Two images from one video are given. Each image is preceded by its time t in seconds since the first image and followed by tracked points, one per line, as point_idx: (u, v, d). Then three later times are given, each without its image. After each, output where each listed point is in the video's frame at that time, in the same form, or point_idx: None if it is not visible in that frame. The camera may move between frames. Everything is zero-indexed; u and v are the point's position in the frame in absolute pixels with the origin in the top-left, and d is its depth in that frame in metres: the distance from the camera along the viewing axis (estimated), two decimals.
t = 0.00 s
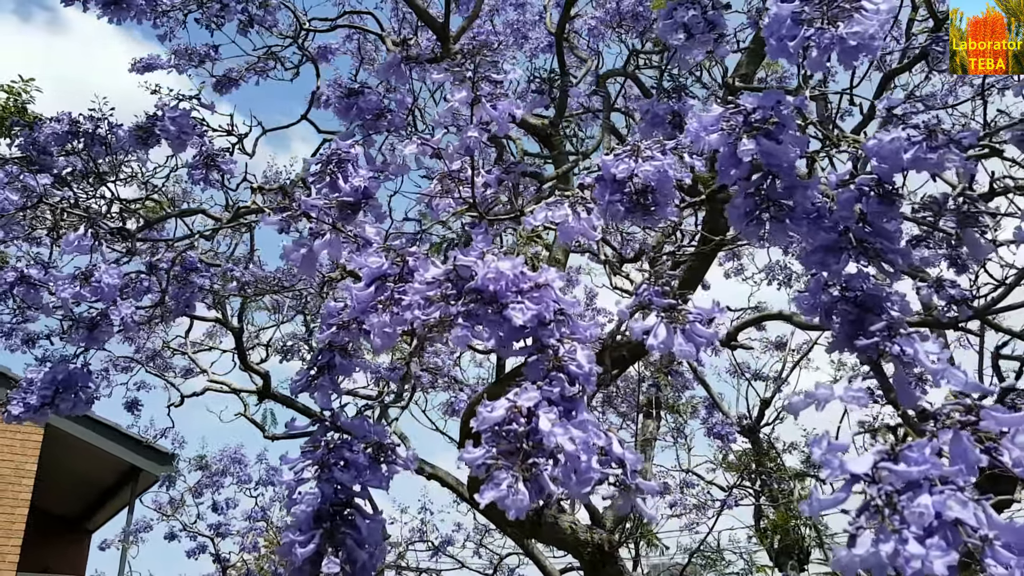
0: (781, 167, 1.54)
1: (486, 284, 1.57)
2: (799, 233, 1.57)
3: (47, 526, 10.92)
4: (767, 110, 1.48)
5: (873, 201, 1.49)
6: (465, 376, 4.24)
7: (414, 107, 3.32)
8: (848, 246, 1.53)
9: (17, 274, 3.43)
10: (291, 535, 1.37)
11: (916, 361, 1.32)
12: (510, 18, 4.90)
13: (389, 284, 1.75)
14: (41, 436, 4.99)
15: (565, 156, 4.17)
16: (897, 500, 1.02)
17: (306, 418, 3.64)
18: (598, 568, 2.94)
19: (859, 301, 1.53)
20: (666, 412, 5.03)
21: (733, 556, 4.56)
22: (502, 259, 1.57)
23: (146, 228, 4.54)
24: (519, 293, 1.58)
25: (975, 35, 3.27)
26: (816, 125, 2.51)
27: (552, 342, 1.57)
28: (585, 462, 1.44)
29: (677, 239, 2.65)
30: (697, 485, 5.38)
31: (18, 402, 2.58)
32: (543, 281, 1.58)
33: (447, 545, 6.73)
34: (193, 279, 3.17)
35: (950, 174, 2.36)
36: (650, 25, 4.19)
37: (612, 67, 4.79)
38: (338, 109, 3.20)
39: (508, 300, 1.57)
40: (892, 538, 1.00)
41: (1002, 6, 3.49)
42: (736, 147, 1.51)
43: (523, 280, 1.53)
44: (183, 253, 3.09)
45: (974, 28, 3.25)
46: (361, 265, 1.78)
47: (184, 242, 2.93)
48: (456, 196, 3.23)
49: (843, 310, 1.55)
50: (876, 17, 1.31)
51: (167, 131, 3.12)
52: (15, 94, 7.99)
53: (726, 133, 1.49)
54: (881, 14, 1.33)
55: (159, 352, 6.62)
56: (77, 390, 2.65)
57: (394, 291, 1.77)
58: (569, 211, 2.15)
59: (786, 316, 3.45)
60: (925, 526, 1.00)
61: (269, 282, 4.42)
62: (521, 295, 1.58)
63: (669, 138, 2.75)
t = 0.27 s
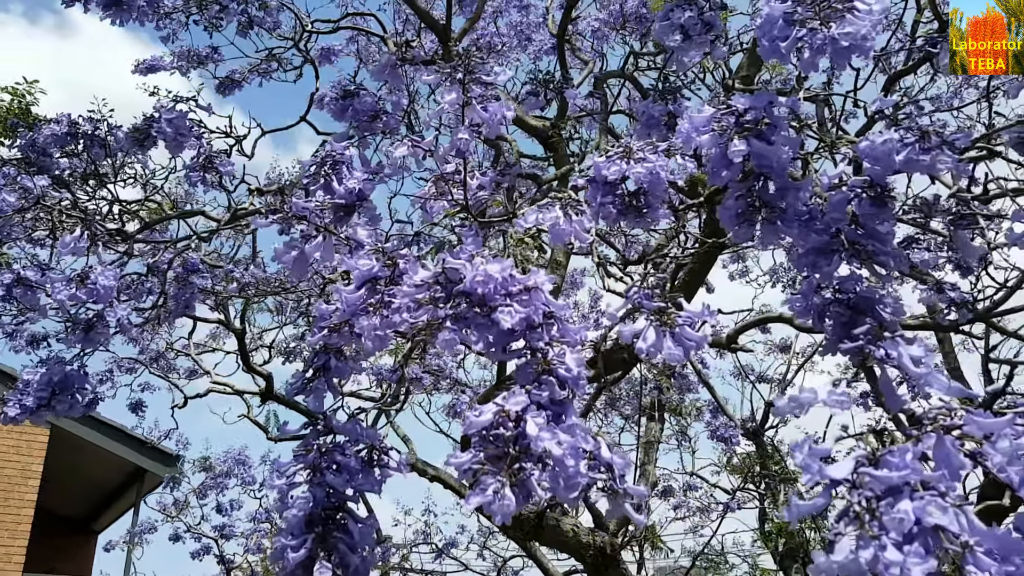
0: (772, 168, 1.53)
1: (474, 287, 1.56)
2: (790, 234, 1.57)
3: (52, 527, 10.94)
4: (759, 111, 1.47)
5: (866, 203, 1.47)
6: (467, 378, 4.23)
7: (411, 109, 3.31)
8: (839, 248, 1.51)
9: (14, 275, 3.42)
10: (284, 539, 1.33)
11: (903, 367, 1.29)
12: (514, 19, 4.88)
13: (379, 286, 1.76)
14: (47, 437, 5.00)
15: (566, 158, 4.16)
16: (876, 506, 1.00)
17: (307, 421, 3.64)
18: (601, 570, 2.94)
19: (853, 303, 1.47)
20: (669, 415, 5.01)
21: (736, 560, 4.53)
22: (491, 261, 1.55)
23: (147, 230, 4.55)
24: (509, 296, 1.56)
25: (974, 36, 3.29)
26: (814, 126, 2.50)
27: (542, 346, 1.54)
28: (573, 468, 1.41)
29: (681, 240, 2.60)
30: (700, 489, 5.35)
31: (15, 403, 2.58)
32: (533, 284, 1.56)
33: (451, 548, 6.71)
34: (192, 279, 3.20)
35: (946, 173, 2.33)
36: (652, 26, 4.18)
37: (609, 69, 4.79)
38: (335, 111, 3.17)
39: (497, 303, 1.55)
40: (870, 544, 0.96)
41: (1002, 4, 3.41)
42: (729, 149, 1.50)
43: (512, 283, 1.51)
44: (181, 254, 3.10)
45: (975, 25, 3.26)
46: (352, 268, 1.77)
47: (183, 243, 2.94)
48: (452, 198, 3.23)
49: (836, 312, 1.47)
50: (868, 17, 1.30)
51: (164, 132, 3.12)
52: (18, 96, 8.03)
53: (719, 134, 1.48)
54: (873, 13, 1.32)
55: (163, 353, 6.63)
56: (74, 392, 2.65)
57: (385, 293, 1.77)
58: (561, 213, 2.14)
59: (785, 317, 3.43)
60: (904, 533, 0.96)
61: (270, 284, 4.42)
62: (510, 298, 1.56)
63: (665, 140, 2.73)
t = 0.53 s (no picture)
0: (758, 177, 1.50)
1: (459, 298, 1.56)
2: (777, 244, 1.56)
3: (58, 532, 10.97)
4: (743, 121, 1.43)
5: (852, 213, 1.45)
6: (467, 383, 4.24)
7: (408, 116, 3.32)
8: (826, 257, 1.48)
9: (13, 283, 3.44)
10: (272, 549, 1.31)
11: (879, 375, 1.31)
12: (515, 25, 4.89)
13: (368, 296, 1.76)
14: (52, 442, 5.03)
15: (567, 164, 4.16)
16: (849, 514, 1.02)
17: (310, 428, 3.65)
18: None
19: (840, 312, 1.41)
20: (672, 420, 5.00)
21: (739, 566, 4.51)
22: (476, 272, 1.55)
23: (148, 236, 4.58)
24: (495, 306, 1.55)
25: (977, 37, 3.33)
26: (807, 134, 2.50)
27: (527, 357, 1.51)
28: (555, 480, 1.39)
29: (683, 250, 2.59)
30: (703, 494, 5.34)
31: (11, 411, 2.60)
32: (519, 294, 1.56)
33: (454, 553, 6.70)
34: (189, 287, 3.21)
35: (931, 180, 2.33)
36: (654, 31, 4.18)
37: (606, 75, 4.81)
38: (332, 119, 3.18)
39: (483, 313, 1.56)
40: (844, 552, 0.98)
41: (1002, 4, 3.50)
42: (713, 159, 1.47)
43: (496, 294, 1.50)
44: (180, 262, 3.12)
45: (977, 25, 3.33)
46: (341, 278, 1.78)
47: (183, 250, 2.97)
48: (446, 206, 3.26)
49: (822, 321, 1.43)
50: (850, 26, 1.27)
51: (162, 140, 3.14)
52: (22, 102, 8.07)
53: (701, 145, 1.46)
54: (858, 21, 1.28)
55: (166, 358, 6.66)
56: (70, 400, 2.65)
57: (373, 303, 1.77)
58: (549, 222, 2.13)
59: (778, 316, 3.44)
60: (875, 540, 0.98)
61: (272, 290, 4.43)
62: (496, 308, 1.56)
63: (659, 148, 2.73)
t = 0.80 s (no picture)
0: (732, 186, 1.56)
1: (434, 305, 1.59)
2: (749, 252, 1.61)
3: (63, 533, 11.02)
4: (720, 132, 1.52)
5: (824, 219, 1.56)
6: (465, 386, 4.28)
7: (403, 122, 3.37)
8: (799, 264, 1.57)
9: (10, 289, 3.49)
10: (252, 553, 1.40)
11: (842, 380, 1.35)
12: (515, 28, 4.92)
13: (350, 302, 1.81)
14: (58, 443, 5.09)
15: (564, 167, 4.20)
16: (804, 518, 1.06)
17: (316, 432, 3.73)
18: None
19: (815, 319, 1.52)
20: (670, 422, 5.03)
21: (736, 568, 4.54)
22: (452, 280, 1.59)
23: (148, 240, 4.64)
24: (470, 313, 1.60)
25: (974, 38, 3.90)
26: (788, 139, 2.52)
27: (503, 362, 1.58)
28: (526, 484, 1.43)
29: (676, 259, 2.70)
30: (702, 496, 5.36)
31: (6, 415, 2.65)
32: (496, 301, 1.61)
33: (455, 554, 6.73)
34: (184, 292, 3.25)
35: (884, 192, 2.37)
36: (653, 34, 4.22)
37: (600, 80, 4.85)
38: (326, 125, 3.23)
39: (460, 320, 1.60)
40: (797, 554, 1.02)
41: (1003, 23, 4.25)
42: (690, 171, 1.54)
43: (471, 302, 1.54)
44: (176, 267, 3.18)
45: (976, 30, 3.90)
46: (324, 284, 1.81)
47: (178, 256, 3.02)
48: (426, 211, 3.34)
49: (797, 326, 1.53)
50: (819, 41, 1.38)
51: (155, 146, 3.20)
52: (25, 106, 8.13)
53: (679, 156, 1.54)
54: (827, 37, 1.39)
55: (169, 360, 6.71)
56: (63, 404, 2.70)
57: (354, 310, 1.82)
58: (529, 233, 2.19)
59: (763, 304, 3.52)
60: (828, 543, 1.02)
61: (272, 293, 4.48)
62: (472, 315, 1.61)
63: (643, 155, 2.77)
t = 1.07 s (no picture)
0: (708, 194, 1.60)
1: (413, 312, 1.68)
2: (725, 259, 1.64)
3: (70, 535, 11.09)
4: (698, 140, 1.56)
5: (798, 227, 1.62)
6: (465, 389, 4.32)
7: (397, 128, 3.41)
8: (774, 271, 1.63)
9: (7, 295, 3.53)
10: (235, 555, 1.46)
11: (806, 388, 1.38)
12: (514, 32, 4.96)
13: (332, 309, 1.85)
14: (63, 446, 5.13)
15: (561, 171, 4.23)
16: (762, 526, 1.08)
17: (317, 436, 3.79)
18: None
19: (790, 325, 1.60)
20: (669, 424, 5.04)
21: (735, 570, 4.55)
22: (430, 288, 1.67)
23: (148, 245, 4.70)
24: (447, 320, 1.68)
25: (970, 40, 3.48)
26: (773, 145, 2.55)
27: (480, 368, 1.67)
28: (499, 489, 1.50)
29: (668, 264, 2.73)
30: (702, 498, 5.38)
31: None
32: (472, 308, 1.69)
33: (457, 557, 6.75)
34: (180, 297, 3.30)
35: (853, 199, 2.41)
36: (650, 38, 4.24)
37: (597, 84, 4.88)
38: (319, 132, 3.28)
39: (435, 327, 1.66)
40: (752, 562, 1.04)
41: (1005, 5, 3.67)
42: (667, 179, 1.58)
43: (448, 309, 1.64)
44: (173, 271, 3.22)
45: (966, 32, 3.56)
46: (306, 292, 1.86)
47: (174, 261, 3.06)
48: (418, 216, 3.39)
49: (774, 333, 1.62)
50: (792, 51, 1.42)
51: (146, 153, 3.24)
52: (28, 111, 8.21)
53: (656, 165, 1.58)
54: (800, 47, 1.44)
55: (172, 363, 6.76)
56: (55, 408, 2.73)
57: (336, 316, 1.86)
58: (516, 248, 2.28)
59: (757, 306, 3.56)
60: (784, 551, 1.05)
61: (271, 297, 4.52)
62: (449, 322, 1.69)
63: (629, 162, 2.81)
